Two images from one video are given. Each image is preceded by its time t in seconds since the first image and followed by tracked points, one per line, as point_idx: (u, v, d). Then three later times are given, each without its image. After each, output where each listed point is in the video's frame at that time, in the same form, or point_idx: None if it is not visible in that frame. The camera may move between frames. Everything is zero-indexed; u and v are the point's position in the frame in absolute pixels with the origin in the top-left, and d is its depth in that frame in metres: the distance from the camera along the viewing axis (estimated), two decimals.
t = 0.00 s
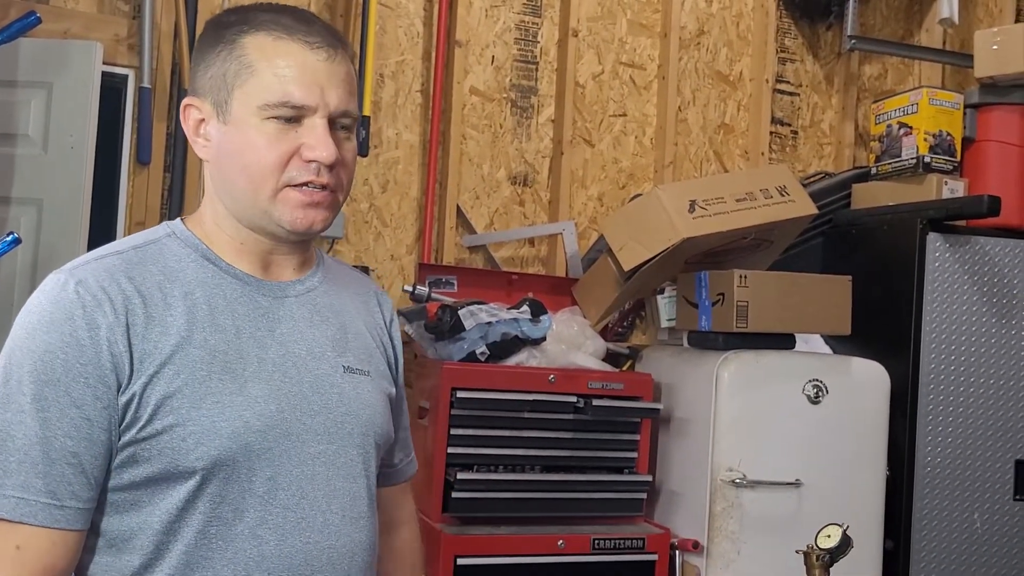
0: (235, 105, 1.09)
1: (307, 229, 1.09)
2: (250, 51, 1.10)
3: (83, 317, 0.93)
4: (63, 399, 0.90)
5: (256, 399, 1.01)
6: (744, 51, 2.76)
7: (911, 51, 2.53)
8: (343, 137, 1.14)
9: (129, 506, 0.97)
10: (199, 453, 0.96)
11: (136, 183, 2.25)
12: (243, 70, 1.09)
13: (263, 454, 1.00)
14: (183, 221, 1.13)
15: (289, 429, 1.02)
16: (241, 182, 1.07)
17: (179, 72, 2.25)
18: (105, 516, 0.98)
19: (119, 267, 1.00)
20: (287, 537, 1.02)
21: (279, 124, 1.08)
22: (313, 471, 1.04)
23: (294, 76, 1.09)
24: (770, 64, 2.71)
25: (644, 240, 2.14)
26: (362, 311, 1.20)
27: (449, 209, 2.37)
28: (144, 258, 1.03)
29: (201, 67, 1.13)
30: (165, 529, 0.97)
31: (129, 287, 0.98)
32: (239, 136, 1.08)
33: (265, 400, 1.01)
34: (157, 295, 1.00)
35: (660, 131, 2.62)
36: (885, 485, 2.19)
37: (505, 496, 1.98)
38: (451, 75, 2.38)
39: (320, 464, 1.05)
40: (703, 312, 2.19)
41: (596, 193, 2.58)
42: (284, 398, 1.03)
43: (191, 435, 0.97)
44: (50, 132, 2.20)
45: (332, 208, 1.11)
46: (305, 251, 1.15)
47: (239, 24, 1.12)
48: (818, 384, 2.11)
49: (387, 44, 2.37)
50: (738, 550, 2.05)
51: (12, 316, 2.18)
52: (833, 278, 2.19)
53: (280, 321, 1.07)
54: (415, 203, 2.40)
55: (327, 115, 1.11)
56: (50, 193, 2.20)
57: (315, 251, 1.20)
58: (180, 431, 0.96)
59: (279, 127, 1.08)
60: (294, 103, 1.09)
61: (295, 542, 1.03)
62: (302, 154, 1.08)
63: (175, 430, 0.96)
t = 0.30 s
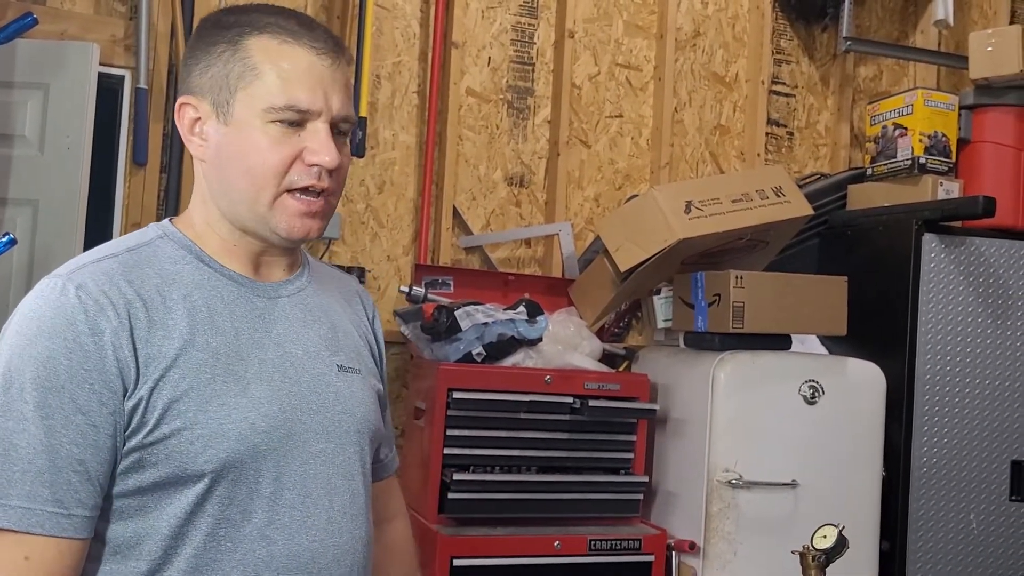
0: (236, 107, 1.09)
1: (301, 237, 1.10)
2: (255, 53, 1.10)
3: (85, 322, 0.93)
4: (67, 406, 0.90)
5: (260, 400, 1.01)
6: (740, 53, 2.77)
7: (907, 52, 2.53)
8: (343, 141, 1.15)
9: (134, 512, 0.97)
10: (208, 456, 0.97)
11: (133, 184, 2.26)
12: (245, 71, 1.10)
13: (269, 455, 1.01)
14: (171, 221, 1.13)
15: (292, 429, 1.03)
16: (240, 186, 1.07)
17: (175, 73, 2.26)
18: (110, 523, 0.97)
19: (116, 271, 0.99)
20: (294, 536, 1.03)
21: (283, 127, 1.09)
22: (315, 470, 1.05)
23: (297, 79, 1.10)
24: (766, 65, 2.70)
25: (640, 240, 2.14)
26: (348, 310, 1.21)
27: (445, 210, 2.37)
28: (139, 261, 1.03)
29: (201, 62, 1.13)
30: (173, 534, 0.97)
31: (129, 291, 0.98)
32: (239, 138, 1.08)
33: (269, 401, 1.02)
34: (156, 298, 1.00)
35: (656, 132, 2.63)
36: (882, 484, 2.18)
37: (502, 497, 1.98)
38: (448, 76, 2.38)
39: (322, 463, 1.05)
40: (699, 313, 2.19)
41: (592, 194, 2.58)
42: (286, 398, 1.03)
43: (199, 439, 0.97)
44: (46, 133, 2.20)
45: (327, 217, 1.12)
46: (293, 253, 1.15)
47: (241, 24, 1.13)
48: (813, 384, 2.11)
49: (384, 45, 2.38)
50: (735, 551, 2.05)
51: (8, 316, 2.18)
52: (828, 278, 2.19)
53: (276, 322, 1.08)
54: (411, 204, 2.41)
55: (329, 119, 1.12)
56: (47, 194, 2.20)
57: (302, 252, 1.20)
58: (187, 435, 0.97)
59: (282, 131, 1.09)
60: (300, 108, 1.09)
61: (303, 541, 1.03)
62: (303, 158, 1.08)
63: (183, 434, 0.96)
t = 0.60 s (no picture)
0: (282, 116, 1.10)
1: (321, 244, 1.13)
2: (307, 65, 1.12)
3: (82, 326, 0.92)
4: (66, 411, 0.89)
5: (259, 401, 1.02)
6: (737, 52, 2.77)
7: (905, 52, 2.53)
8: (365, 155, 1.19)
9: (135, 515, 0.97)
10: (209, 458, 0.97)
11: (132, 183, 2.26)
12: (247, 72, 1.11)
13: (269, 455, 1.01)
14: (165, 223, 1.13)
15: (290, 429, 1.03)
16: (275, 195, 1.09)
17: (174, 73, 2.26)
18: (110, 528, 0.96)
19: (112, 274, 0.99)
20: (295, 535, 1.03)
21: (323, 143, 1.11)
22: (314, 469, 1.05)
23: (336, 93, 1.12)
24: (763, 65, 2.70)
25: (638, 240, 2.14)
26: (342, 309, 1.21)
27: (443, 210, 2.37)
28: (134, 263, 1.02)
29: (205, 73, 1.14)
30: (174, 536, 0.97)
31: (125, 294, 0.98)
32: (280, 149, 1.09)
33: (267, 402, 1.02)
34: (154, 301, 1.00)
35: (654, 132, 2.63)
36: (881, 484, 2.18)
37: (499, 496, 1.98)
38: (446, 76, 2.38)
39: (321, 462, 1.06)
40: (697, 313, 2.19)
41: (590, 193, 2.58)
42: (285, 398, 1.04)
43: (199, 440, 0.97)
44: (45, 133, 2.21)
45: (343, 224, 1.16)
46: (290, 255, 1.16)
47: (245, 29, 1.15)
48: (811, 384, 2.11)
49: (382, 45, 2.38)
50: (733, 551, 2.05)
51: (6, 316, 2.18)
52: (827, 278, 2.19)
53: (272, 322, 1.08)
54: (409, 204, 2.41)
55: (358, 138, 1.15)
56: (46, 194, 2.20)
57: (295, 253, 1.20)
58: (188, 437, 0.97)
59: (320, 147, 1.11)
60: (344, 127, 1.12)
61: (304, 540, 1.04)
62: (337, 175, 1.12)
63: (183, 436, 0.97)
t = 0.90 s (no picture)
0: (238, 103, 1.09)
1: (301, 233, 1.10)
2: (259, 50, 1.10)
3: (82, 325, 0.92)
4: (67, 409, 0.88)
5: (260, 400, 1.01)
6: (734, 53, 2.77)
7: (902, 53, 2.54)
8: (341, 141, 1.15)
9: (135, 514, 0.96)
10: (209, 457, 0.97)
11: (127, 183, 2.25)
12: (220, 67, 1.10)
13: (270, 455, 1.01)
14: (165, 222, 1.12)
15: (292, 429, 1.03)
16: (243, 180, 1.07)
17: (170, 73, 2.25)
18: (110, 526, 0.96)
19: (114, 273, 0.98)
20: (296, 535, 1.03)
21: (286, 125, 1.09)
22: (316, 469, 1.05)
23: (303, 77, 1.10)
24: (760, 67, 2.71)
25: (634, 240, 2.15)
26: (344, 309, 1.21)
27: (440, 210, 2.37)
28: (135, 262, 1.01)
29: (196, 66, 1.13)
30: (175, 534, 0.97)
31: (126, 293, 0.97)
32: (241, 135, 1.07)
33: (268, 401, 1.02)
34: (154, 300, 0.99)
35: (651, 132, 2.63)
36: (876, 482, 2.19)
37: (496, 496, 1.98)
38: (443, 76, 2.38)
39: (323, 462, 1.05)
40: (694, 313, 2.20)
41: (587, 194, 2.58)
42: (286, 398, 1.03)
43: (200, 440, 0.96)
44: (41, 133, 2.20)
45: (326, 212, 1.12)
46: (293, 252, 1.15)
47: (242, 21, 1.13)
48: (808, 384, 2.12)
49: (378, 45, 2.38)
50: (730, 550, 2.05)
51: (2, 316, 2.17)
52: (822, 278, 2.20)
53: (273, 321, 1.07)
54: (406, 204, 2.41)
55: (330, 119, 1.12)
56: (42, 193, 2.19)
57: (297, 251, 1.20)
58: (188, 436, 0.96)
59: (285, 128, 1.08)
60: (302, 105, 1.09)
61: (304, 539, 1.04)
62: (305, 157, 1.08)
63: (183, 435, 0.96)
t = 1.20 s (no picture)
0: (205, 106, 1.10)
1: (284, 225, 1.08)
2: (217, 51, 1.11)
3: (70, 327, 0.93)
4: (54, 410, 0.89)
5: (246, 404, 1.01)
6: (730, 56, 2.78)
7: (897, 55, 2.55)
8: (317, 130, 1.15)
9: (122, 514, 0.97)
10: (190, 460, 0.96)
11: (125, 187, 2.26)
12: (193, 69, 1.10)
13: (255, 459, 1.00)
14: (171, 228, 1.13)
15: (279, 434, 1.02)
16: (218, 179, 1.07)
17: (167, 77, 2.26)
18: (98, 525, 0.97)
19: (106, 276, 0.99)
20: (280, 541, 1.02)
21: (251, 120, 1.09)
22: (305, 475, 1.04)
23: (262, 72, 1.10)
24: (756, 69, 2.72)
25: (632, 242, 2.15)
26: (351, 313, 1.20)
27: (437, 213, 2.37)
28: (130, 266, 1.03)
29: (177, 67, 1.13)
30: (157, 537, 0.97)
31: (115, 295, 0.98)
32: (211, 137, 1.08)
33: (255, 406, 1.01)
34: (144, 303, 1.00)
35: (647, 135, 2.63)
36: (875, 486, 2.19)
37: (494, 499, 1.98)
38: (440, 79, 2.38)
39: (313, 468, 1.04)
40: (692, 315, 2.20)
41: (584, 196, 2.59)
42: (274, 403, 1.03)
43: (181, 443, 0.96)
44: (38, 137, 2.20)
45: (309, 202, 1.10)
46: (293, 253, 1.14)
47: (236, 26, 1.14)
48: (805, 386, 2.12)
49: (375, 48, 2.38)
50: (728, 553, 2.05)
51: None
52: (818, 280, 2.20)
53: (267, 326, 1.07)
54: (403, 207, 2.41)
55: (296, 108, 1.12)
56: (39, 197, 2.19)
57: (302, 253, 1.20)
58: (170, 439, 0.96)
59: (252, 122, 1.09)
60: (262, 97, 1.10)
61: (288, 547, 1.02)
62: (274, 148, 1.08)
63: (165, 438, 0.96)
